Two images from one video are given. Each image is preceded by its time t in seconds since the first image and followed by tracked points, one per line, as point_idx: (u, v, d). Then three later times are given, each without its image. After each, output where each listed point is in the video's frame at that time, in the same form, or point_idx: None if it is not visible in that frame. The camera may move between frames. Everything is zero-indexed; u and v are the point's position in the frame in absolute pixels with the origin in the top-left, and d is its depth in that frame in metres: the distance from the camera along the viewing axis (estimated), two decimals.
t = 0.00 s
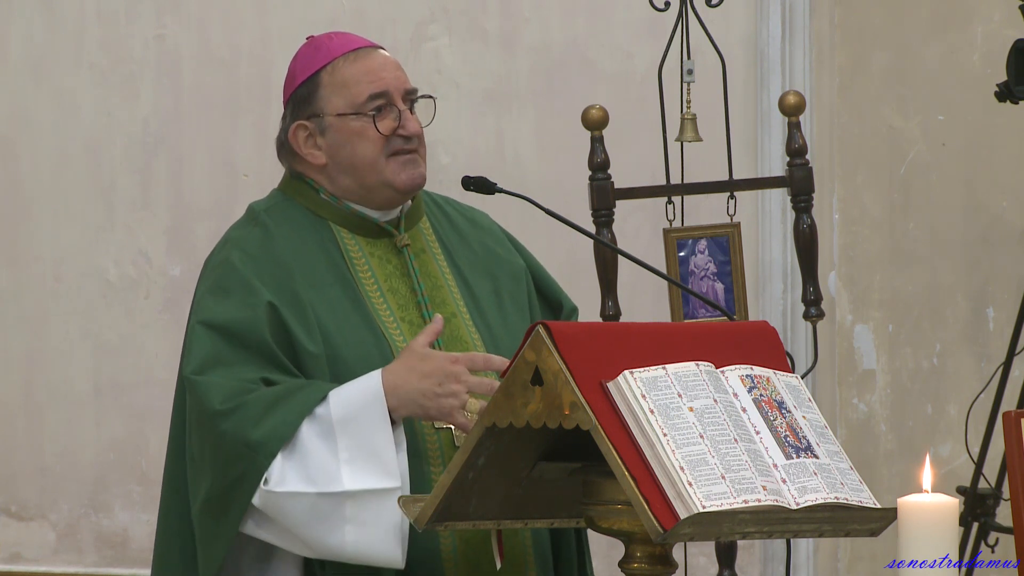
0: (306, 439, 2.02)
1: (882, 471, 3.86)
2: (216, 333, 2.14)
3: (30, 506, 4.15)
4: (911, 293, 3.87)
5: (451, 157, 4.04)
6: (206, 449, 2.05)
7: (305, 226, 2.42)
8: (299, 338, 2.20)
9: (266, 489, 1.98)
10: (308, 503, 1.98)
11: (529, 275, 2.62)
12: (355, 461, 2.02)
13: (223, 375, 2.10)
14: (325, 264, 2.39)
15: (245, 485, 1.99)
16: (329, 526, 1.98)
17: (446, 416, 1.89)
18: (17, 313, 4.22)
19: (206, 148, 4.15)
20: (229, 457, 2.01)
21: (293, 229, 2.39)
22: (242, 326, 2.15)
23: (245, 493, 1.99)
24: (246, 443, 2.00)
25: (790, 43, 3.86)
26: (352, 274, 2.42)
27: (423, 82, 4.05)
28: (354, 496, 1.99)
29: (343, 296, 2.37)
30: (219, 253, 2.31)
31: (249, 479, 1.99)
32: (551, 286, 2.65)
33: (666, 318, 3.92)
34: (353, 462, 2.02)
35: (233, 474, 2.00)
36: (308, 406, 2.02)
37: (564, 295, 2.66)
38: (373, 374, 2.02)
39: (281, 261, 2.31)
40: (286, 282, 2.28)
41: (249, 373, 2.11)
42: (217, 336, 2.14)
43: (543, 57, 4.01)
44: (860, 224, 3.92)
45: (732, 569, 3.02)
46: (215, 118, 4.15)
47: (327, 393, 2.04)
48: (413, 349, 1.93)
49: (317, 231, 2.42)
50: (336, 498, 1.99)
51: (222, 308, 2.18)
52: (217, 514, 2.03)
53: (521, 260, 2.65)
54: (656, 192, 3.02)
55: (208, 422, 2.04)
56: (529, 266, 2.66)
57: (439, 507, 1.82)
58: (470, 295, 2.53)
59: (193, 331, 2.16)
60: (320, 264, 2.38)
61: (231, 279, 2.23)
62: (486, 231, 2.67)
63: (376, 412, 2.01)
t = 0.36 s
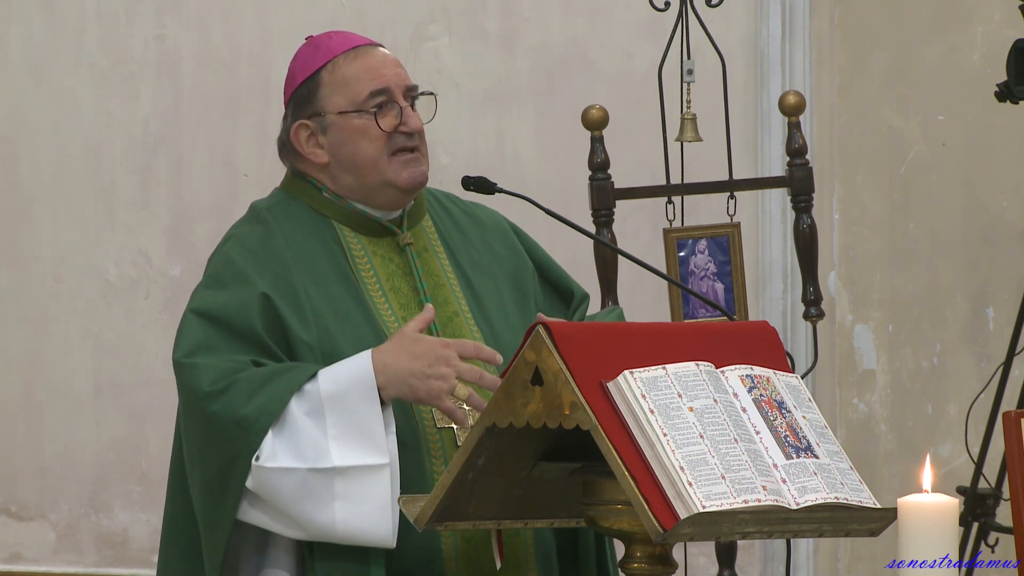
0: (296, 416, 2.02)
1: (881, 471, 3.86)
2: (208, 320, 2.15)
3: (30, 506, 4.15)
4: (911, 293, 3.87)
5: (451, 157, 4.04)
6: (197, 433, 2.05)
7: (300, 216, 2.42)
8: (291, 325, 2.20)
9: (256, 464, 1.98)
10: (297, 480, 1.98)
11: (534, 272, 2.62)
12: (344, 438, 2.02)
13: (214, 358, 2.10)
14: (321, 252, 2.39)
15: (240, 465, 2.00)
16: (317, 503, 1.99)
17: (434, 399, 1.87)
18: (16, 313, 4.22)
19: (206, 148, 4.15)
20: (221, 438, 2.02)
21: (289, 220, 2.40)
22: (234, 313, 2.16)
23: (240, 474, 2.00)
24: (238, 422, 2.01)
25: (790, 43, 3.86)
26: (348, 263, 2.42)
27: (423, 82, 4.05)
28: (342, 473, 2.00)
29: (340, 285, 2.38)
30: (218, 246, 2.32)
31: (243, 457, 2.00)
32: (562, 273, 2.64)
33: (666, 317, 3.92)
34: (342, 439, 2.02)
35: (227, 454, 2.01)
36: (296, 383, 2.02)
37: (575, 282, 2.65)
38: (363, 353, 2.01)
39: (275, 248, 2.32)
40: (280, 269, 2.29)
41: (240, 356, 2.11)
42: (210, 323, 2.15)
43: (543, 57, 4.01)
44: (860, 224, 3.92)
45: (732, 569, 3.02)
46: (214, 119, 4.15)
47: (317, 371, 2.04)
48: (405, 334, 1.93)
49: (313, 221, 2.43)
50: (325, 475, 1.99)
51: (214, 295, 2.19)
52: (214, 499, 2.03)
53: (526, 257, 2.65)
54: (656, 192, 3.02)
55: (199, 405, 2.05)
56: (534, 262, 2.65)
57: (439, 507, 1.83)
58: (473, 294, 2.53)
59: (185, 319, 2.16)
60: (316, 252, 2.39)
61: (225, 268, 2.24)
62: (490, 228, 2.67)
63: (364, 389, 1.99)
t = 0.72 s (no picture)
0: (296, 411, 2.01)
1: (881, 471, 3.86)
2: (208, 317, 2.15)
3: (30, 506, 4.15)
4: (911, 293, 3.87)
5: (451, 157, 4.04)
6: (196, 429, 2.05)
7: (300, 214, 2.42)
8: (292, 322, 2.21)
9: (257, 460, 1.97)
10: (297, 476, 1.98)
11: (533, 273, 2.62)
12: (344, 434, 2.01)
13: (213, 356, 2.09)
14: (321, 249, 2.40)
15: (240, 460, 1.99)
16: (318, 500, 1.98)
17: (433, 395, 1.87)
18: (16, 313, 4.22)
19: (206, 148, 4.15)
20: (221, 435, 2.01)
21: (289, 219, 2.40)
22: (234, 311, 2.15)
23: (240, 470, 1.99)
24: (237, 418, 2.00)
25: (790, 43, 3.86)
26: (348, 260, 2.43)
27: (423, 82, 4.05)
28: (343, 469, 1.99)
29: (341, 282, 2.38)
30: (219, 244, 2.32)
31: (243, 449, 1.99)
32: (563, 272, 2.67)
33: (665, 317, 3.92)
34: (342, 435, 2.01)
35: (227, 451, 2.01)
36: (295, 381, 2.02)
37: (575, 279, 2.68)
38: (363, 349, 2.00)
39: (276, 246, 2.31)
40: (281, 266, 2.29)
41: (238, 353, 2.11)
42: (209, 320, 2.15)
43: (543, 57, 4.01)
44: (860, 224, 3.92)
45: (732, 569, 3.02)
46: (214, 118, 4.15)
47: (315, 368, 2.04)
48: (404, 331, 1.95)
49: (313, 219, 2.43)
50: (325, 471, 1.99)
51: (214, 293, 2.18)
52: (213, 494, 2.03)
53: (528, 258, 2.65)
54: (656, 192, 3.02)
55: (198, 402, 2.04)
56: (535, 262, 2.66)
57: (439, 506, 1.83)
58: (473, 294, 2.53)
59: (184, 316, 2.16)
60: (317, 249, 2.38)
61: (226, 267, 2.24)
62: (492, 228, 2.67)
63: (364, 385, 1.99)
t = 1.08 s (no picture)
0: (286, 450, 2.01)
1: (882, 471, 3.86)
2: (211, 332, 2.14)
3: (30, 506, 4.15)
4: (911, 293, 3.87)
5: (451, 157, 4.04)
6: (189, 450, 2.05)
7: (307, 228, 2.41)
8: (295, 341, 2.20)
9: (241, 497, 1.98)
10: (281, 517, 1.98)
11: (532, 279, 2.63)
12: (332, 478, 2.01)
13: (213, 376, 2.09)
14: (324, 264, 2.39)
15: (226, 487, 1.99)
16: (299, 542, 1.98)
17: (432, 437, 1.88)
18: (16, 313, 4.21)
19: (206, 148, 4.15)
20: (211, 461, 2.01)
21: (295, 232, 2.39)
22: (238, 328, 2.14)
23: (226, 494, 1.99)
24: (228, 451, 2.00)
25: (790, 44, 3.86)
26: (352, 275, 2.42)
27: (423, 82, 4.05)
28: (327, 514, 1.99)
29: (343, 296, 2.38)
30: (221, 249, 2.31)
31: (226, 488, 1.99)
32: (556, 284, 2.68)
33: (665, 317, 3.92)
34: (330, 478, 2.01)
35: (215, 477, 2.01)
36: (292, 416, 2.02)
37: (569, 295, 2.69)
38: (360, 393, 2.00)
39: (278, 262, 2.30)
40: (284, 283, 2.28)
41: (241, 375, 2.10)
42: (213, 334, 2.14)
43: (543, 57, 4.01)
44: (860, 224, 3.92)
45: (732, 569, 3.02)
46: (214, 118, 4.15)
47: (312, 406, 2.04)
48: (399, 367, 1.90)
49: (317, 234, 2.42)
50: (310, 514, 1.98)
51: (217, 308, 2.17)
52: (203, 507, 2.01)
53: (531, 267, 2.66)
54: (656, 192, 3.02)
55: (193, 426, 2.04)
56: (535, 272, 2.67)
57: (439, 506, 1.83)
58: (472, 302, 2.53)
59: (188, 330, 2.15)
60: (321, 264, 2.37)
61: (229, 276, 2.23)
62: (492, 232, 2.68)
63: (358, 430, 1.99)
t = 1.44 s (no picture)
0: (279, 438, 2.00)
1: (882, 471, 3.86)
2: (202, 329, 2.14)
3: (30, 506, 4.15)
4: (911, 293, 3.87)
5: (451, 157, 4.04)
6: (182, 445, 2.05)
7: (300, 223, 2.42)
8: (288, 335, 2.19)
9: (235, 484, 1.97)
10: (273, 503, 1.97)
11: (529, 277, 2.62)
12: (325, 463, 2.00)
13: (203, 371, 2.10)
14: (318, 259, 2.39)
15: (222, 477, 1.99)
16: (293, 527, 1.97)
17: (422, 426, 1.84)
18: (17, 313, 4.22)
19: (206, 148, 4.15)
20: (204, 455, 2.01)
21: (288, 228, 2.39)
22: (228, 323, 2.14)
23: (222, 487, 1.99)
24: (220, 441, 2.00)
25: (790, 43, 3.86)
26: (347, 271, 2.43)
27: (423, 82, 4.05)
28: (320, 499, 1.98)
29: (338, 293, 2.38)
30: (215, 247, 2.31)
31: (221, 477, 1.99)
32: (555, 281, 2.67)
33: (665, 317, 3.92)
34: (322, 464, 2.00)
35: (208, 470, 2.01)
36: (282, 405, 2.01)
37: (569, 290, 2.68)
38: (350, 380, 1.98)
39: (271, 257, 2.30)
40: (278, 279, 2.28)
41: (230, 368, 2.11)
42: (205, 331, 2.14)
43: (543, 57, 4.01)
44: (860, 224, 3.92)
45: (732, 569, 3.02)
46: (214, 118, 4.15)
47: (303, 394, 2.03)
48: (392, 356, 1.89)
49: (312, 229, 2.42)
50: (303, 500, 1.97)
51: (209, 304, 2.18)
52: (198, 504, 2.02)
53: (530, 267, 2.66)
54: (656, 192, 3.02)
55: (185, 419, 2.04)
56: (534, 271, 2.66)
57: (439, 505, 1.83)
58: (469, 299, 2.53)
59: (180, 327, 2.16)
60: (315, 260, 2.38)
61: (223, 273, 2.23)
62: (490, 231, 2.68)
63: (348, 417, 1.97)
